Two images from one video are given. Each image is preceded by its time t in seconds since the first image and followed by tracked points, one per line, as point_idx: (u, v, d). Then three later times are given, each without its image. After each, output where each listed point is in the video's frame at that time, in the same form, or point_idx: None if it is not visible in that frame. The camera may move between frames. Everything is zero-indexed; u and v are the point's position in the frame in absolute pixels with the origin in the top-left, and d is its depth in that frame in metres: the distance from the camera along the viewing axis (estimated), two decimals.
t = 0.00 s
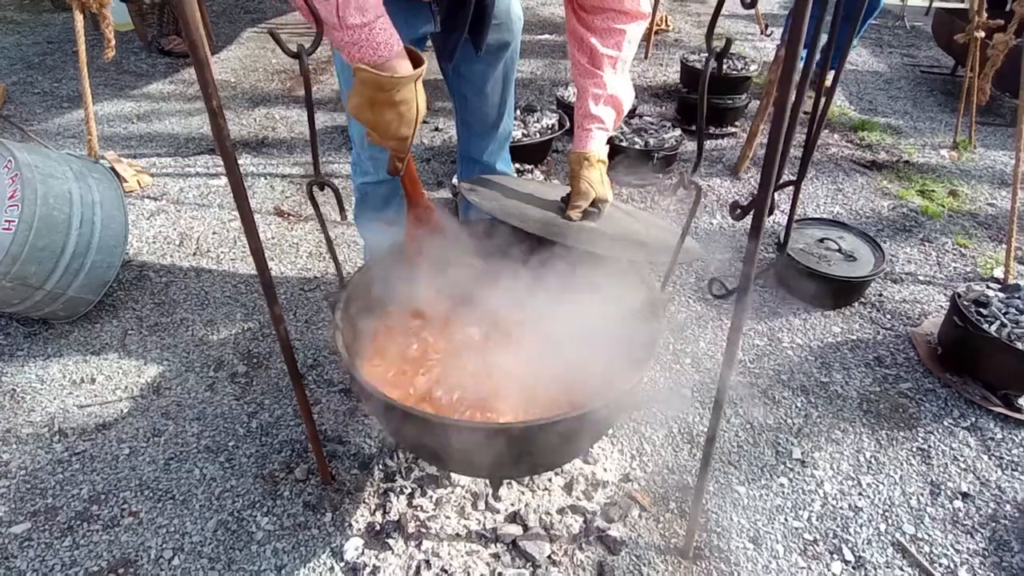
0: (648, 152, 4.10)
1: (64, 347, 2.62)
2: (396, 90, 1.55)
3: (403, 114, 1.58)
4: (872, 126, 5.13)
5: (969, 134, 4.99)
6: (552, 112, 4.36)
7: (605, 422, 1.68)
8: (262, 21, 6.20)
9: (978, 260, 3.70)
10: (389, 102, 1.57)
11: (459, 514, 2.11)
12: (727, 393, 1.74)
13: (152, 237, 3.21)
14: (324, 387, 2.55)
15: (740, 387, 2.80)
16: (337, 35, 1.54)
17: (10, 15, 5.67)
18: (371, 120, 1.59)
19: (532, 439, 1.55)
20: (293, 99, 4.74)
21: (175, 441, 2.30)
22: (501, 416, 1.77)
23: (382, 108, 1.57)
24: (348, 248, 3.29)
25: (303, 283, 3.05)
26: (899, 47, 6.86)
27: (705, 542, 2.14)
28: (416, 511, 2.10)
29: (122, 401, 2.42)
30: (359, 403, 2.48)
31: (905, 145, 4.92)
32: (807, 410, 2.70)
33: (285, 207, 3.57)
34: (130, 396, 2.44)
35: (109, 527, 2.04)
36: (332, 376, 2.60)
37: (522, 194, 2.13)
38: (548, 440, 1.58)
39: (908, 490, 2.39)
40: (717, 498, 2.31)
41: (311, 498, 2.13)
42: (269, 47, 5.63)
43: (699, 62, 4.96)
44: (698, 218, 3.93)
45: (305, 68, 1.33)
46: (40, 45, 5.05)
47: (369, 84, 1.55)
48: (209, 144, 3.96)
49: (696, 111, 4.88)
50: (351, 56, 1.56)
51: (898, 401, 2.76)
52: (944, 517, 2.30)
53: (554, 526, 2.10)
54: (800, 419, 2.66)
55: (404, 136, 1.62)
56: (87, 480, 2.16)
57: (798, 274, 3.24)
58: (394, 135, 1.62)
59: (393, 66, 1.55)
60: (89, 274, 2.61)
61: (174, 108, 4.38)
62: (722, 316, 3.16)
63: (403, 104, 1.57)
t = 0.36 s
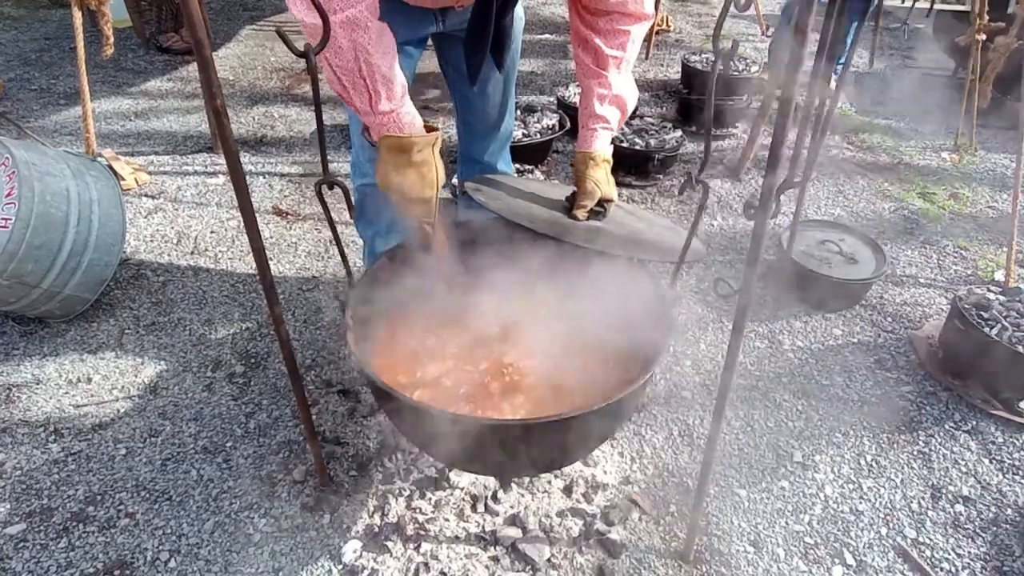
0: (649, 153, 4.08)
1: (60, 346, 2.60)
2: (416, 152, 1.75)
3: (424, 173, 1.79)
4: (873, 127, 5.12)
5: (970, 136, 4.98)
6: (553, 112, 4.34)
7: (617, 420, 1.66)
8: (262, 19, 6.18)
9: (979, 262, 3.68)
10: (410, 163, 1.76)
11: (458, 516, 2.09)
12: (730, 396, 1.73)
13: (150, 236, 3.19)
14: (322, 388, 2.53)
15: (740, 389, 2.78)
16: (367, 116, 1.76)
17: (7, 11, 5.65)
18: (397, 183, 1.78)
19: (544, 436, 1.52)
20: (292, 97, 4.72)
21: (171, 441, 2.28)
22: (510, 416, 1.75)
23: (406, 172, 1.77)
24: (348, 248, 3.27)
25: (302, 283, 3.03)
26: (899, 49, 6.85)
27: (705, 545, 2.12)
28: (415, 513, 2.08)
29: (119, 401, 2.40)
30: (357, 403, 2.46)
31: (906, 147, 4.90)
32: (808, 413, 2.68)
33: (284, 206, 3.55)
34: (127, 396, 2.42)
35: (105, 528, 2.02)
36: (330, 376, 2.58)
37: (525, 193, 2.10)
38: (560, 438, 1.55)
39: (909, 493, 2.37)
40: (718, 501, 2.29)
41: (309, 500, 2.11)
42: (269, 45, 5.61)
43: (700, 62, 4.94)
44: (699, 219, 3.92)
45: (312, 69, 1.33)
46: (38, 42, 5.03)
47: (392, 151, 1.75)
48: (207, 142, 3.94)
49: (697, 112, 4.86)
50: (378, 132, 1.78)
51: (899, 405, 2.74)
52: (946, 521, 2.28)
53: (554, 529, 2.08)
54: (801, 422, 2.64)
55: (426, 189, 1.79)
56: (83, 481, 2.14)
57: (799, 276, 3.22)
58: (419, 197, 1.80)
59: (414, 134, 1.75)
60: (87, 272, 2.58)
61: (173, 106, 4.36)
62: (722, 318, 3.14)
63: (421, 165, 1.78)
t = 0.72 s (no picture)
0: (647, 154, 4.09)
1: (57, 347, 2.60)
2: (435, 182, 1.71)
3: (446, 204, 1.73)
4: (871, 130, 5.13)
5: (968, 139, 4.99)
6: (551, 113, 4.35)
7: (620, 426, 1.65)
8: (260, 20, 6.18)
9: (976, 265, 3.69)
10: (430, 194, 1.71)
11: (456, 517, 2.09)
12: (727, 397, 1.73)
13: (148, 236, 3.19)
14: (320, 389, 2.53)
15: (738, 391, 2.78)
16: (388, 149, 1.73)
17: (5, 12, 5.64)
18: (417, 215, 1.73)
19: (545, 443, 1.51)
20: (291, 98, 4.72)
21: (169, 442, 2.28)
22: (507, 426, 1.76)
23: (427, 204, 1.71)
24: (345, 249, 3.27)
25: (300, 284, 3.03)
26: (897, 52, 6.86)
27: (703, 547, 2.12)
28: (412, 513, 2.08)
29: (117, 401, 2.40)
30: (355, 404, 2.47)
31: (904, 150, 4.91)
32: (805, 415, 2.69)
33: (282, 207, 3.56)
34: (125, 396, 2.42)
35: (102, 528, 2.02)
36: (328, 377, 2.59)
37: (524, 197, 2.10)
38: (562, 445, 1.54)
39: (906, 495, 2.37)
40: (715, 503, 2.29)
41: (306, 500, 2.11)
42: (268, 46, 5.61)
43: (698, 64, 4.95)
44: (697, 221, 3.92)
45: (310, 70, 1.33)
46: (36, 42, 5.03)
47: (412, 183, 1.71)
48: (206, 143, 3.94)
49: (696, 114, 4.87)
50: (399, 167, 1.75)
51: (896, 407, 2.75)
52: (943, 523, 2.28)
53: (551, 530, 2.09)
54: (799, 424, 2.64)
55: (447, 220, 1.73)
56: (80, 481, 2.14)
57: (797, 278, 3.23)
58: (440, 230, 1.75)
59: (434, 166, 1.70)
60: (84, 273, 2.58)
61: (171, 107, 4.36)
62: (720, 320, 3.15)
63: (442, 196, 1.72)
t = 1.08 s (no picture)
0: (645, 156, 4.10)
1: (57, 347, 2.60)
2: (442, 187, 1.66)
3: (454, 209, 1.68)
4: (869, 131, 5.14)
5: (965, 140, 5.01)
6: (549, 115, 4.36)
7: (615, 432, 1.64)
8: (260, 22, 6.19)
9: (973, 266, 3.70)
10: (438, 200, 1.67)
11: (454, 518, 2.10)
12: (723, 397, 1.75)
13: (147, 237, 3.19)
14: (319, 390, 2.54)
15: (736, 392, 2.80)
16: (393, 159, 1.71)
17: (5, 13, 5.65)
18: (425, 222, 1.67)
19: (538, 447, 1.51)
20: (290, 100, 4.73)
21: (167, 442, 2.28)
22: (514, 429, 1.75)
23: (434, 210, 1.67)
24: (344, 250, 3.28)
25: (299, 285, 3.04)
26: (895, 53, 6.88)
27: (700, 547, 2.13)
28: (410, 514, 2.09)
29: (116, 401, 2.41)
30: (353, 405, 2.47)
31: (902, 151, 4.93)
32: (802, 415, 2.70)
33: (281, 208, 3.56)
34: (124, 397, 2.43)
35: (101, 528, 2.02)
36: (327, 377, 2.59)
37: (521, 205, 2.14)
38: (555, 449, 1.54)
39: (903, 496, 2.38)
40: (712, 503, 2.30)
41: (305, 501, 2.12)
42: (268, 47, 5.62)
43: (697, 66, 4.97)
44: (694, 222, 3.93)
45: (306, 70, 1.33)
46: (36, 43, 5.03)
47: (419, 190, 1.67)
48: (205, 144, 3.95)
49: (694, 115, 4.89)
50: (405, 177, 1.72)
51: (893, 407, 2.76)
52: (940, 524, 2.29)
53: (549, 530, 2.09)
54: (796, 424, 2.65)
55: (456, 226, 1.69)
56: (79, 481, 2.15)
57: (794, 278, 3.24)
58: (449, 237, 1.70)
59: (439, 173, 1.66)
60: (84, 274, 2.58)
61: (171, 108, 4.37)
62: (717, 321, 3.16)
63: (449, 203, 1.68)
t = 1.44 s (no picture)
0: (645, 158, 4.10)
1: (58, 349, 2.61)
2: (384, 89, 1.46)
3: (396, 114, 1.45)
4: (869, 133, 5.15)
5: (966, 142, 5.01)
6: (549, 117, 4.36)
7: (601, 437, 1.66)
8: (261, 24, 6.20)
9: (974, 267, 3.70)
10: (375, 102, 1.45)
11: (454, 520, 2.10)
12: (723, 398, 1.75)
13: (148, 239, 3.20)
14: (319, 391, 2.54)
15: (736, 394, 2.80)
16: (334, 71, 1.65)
17: (7, 16, 5.67)
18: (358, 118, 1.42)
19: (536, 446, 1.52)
20: (291, 102, 4.74)
21: (168, 444, 2.28)
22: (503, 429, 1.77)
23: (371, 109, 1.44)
24: (344, 252, 3.28)
25: (300, 287, 3.05)
26: (894, 55, 6.89)
27: (701, 549, 2.13)
28: (411, 516, 2.09)
29: (117, 404, 2.41)
30: (353, 407, 2.47)
31: (902, 153, 4.93)
32: (803, 417, 2.70)
33: (282, 210, 3.57)
34: (125, 399, 2.43)
35: (102, 530, 2.02)
36: (327, 379, 2.59)
37: (517, 203, 2.09)
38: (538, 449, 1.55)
39: (905, 498, 2.38)
40: (713, 506, 2.30)
41: (305, 503, 2.12)
42: (268, 49, 5.63)
43: (697, 68, 4.97)
44: (694, 224, 3.94)
45: (305, 76, 1.34)
46: (38, 46, 5.04)
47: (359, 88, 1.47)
48: (206, 147, 3.95)
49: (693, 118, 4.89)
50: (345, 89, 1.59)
51: (894, 409, 2.76)
52: (941, 526, 2.29)
53: (549, 532, 2.09)
54: (797, 426, 2.65)
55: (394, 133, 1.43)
56: (80, 483, 2.15)
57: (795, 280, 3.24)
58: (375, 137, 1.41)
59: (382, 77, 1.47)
60: (85, 275, 2.59)
61: (172, 110, 4.37)
62: (717, 322, 3.16)
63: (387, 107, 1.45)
